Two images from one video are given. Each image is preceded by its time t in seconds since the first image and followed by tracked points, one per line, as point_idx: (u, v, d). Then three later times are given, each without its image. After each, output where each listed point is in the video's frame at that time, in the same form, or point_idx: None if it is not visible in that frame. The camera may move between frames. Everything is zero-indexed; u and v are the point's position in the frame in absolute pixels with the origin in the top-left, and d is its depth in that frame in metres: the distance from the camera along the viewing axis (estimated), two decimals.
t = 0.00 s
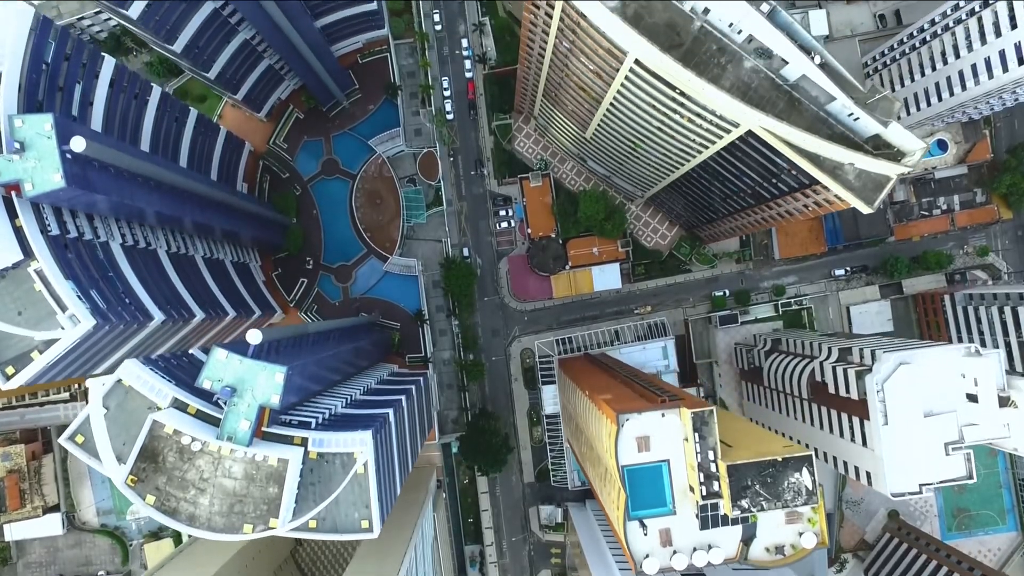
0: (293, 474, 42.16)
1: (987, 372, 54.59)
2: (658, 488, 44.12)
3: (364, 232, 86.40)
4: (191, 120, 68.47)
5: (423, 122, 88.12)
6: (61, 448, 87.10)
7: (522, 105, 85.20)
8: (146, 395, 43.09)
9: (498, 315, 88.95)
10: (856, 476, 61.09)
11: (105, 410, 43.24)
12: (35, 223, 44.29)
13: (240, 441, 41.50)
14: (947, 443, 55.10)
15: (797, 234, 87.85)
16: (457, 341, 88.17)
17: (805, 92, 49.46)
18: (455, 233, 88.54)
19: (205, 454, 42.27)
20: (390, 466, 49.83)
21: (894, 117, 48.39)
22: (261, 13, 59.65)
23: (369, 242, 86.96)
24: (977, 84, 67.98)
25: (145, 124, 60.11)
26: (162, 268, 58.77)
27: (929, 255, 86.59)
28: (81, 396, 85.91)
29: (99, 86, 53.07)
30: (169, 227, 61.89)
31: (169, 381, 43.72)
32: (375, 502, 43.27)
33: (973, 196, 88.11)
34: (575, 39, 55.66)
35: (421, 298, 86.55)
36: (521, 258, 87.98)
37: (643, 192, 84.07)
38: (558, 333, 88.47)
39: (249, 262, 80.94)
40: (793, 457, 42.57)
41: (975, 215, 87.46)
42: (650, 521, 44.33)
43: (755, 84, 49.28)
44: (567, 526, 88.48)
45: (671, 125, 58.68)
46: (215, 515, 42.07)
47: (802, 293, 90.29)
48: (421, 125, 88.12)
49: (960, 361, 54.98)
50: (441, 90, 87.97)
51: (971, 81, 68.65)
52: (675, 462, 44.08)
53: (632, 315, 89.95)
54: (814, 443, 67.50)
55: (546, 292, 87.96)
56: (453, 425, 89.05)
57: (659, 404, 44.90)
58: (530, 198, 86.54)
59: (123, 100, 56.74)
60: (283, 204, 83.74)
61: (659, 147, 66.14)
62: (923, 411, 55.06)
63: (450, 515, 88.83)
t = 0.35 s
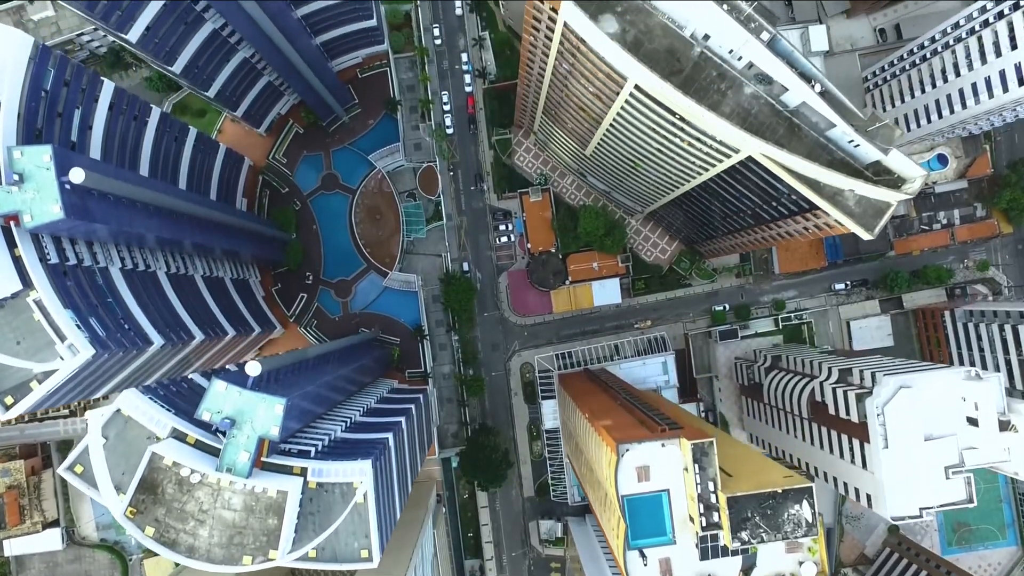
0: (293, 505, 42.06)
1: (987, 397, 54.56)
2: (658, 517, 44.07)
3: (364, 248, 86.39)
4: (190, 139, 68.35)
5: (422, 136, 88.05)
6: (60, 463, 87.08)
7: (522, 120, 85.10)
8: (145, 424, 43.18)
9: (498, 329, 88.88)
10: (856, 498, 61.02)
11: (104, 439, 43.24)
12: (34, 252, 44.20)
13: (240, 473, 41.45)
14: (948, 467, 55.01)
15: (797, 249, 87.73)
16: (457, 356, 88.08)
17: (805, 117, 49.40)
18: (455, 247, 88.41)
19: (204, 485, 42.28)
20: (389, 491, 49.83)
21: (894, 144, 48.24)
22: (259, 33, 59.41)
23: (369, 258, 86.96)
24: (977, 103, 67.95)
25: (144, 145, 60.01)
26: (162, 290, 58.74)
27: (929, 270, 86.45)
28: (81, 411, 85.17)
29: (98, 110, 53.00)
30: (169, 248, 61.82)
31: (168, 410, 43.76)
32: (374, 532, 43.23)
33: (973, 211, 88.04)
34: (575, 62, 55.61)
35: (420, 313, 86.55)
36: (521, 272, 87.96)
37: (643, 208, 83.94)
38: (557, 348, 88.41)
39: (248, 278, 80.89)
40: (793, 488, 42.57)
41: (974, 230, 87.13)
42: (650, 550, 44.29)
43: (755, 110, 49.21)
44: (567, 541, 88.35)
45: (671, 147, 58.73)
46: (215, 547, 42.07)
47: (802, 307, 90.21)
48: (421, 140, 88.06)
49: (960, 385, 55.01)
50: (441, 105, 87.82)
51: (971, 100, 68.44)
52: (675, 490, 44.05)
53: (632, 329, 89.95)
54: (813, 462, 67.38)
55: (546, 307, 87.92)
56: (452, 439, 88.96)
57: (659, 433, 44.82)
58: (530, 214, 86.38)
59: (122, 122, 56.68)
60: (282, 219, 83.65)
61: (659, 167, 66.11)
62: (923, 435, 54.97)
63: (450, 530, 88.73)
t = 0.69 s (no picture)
0: (292, 537, 41.97)
1: (987, 422, 54.48)
2: (657, 547, 44.02)
3: (363, 263, 86.42)
4: (189, 158, 68.27)
5: (422, 151, 87.75)
6: (59, 478, 86.71)
7: (521, 135, 84.89)
8: (144, 455, 43.71)
9: (498, 344, 88.84)
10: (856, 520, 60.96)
11: (102, 469, 43.91)
12: (32, 282, 44.13)
13: (239, 505, 41.50)
14: (947, 491, 54.92)
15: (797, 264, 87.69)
16: (457, 371, 87.93)
17: (805, 144, 49.35)
18: (454, 262, 88.23)
19: (203, 517, 42.36)
20: (389, 518, 49.91)
21: (894, 173, 48.19)
22: (257, 54, 59.17)
23: (368, 273, 87.03)
24: (977, 123, 67.90)
25: (143, 167, 59.91)
26: (161, 312, 58.65)
27: (930, 285, 86.35)
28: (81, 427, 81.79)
29: (97, 134, 52.94)
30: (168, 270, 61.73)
31: (166, 441, 44.43)
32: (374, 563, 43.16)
33: (973, 226, 87.99)
34: (575, 86, 55.57)
35: (419, 329, 86.59)
36: (520, 288, 87.99)
37: (642, 224, 83.93)
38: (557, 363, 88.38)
39: (248, 294, 80.79)
40: (792, 520, 42.53)
41: (974, 244, 86.53)
42: None
43: (755, 137, 49.16)
44: (567, 556, 88.22)
45: (670, 170, 58.73)
46: None
47: (802, 322, 90.11)
48: (421, 154, 87.75)
49: (960, 409, 54.98)
50: (441, 119, 87.57)
51: (971, 119, 68.48)
52: (675, 520, 43.99)
53: (632, 344, 89.87)
54: (813, 482, 67.35)
55: (545, 323, 87.99)
56: (452, 454, 88.81)
57: (658, 463, 44.76)
58: (530, 228, 86.09)
59: (121, 145, 56.63)
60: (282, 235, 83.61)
61: (658, 188, 66.15)
62: (923, 459, 54.93)
63: (449, 545, 88.60)
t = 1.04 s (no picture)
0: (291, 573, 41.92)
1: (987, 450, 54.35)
2: None
3: (362, 282, 86.50)
4: (187, 180, 68.16)
5: (421, 168, 86.96)
6: (58, 497, 85.89)
7: (521, 153, 84.66)
8: (142, 491, 43.59)
9: (497, 361, 88.78)
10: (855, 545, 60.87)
11: (100, 505, 43.64)
12: (31, 317, 44.10)
13: (238, 542, 41.35)
14: (947, 519, 54.83)
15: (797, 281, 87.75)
16: (456, 388, 87.81)
17: (804, 175, 49.27)
18: (454, 280, 88.09)
19: (201, 554, 42.43)
20: (387, 549, 49.98)
21: (894, 205, 48.12)
22: (255, 80, 59.10)
23: (367, 291, 87.06)
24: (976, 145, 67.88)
25: (141, 192, 59.85)
26: (160, 338, 58.52)
27: (929, 302, 86.29)
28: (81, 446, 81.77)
29: (95, 163, 52.86)
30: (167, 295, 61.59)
31: (165, 476, 44.34)
32: None
33: (972, 242, 87.96)
34: (574, 113, 55.54)
35: (418, 347, 86.69)
36: (519, 305, 87.93)
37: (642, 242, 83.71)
38: (556, 380, 88.41)
39: (247, 313, 80.68)
40: (791, 557, 42.49)
41: (973, 262, 86.98)
42: None
43: (754, 167, 49.04)
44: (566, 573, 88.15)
45: (670, 197, 58.65)
46: None
47: (802, 338, 90.10)
48: (420, 171, 86.95)
49: (960, 437, 54.90)
50: (440, 137, 87.36)
51: (970, 141, 68.64)
52: (674, 555, 43.87)
53: (632, 361, 89.82)
54: (813, 505, 67.30)
55: (545, 341, 87.98)
56: (451, 471, 88.72)
57: (657, 498, 44.65)
58: (530, 246, 86.45)
59: (119, 171, 56.50)
60: (280, 253, 83.71)
61: (656, 211, 66.25)
62: (922, 487, 54.85)
63: (449, 562, 88.53)
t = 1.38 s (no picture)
0: None
1: (987, 476, 54.12)
2: None
3: (361, 299, 86.61)
4: (186, 201, 68.09)
5: (420, 183, 86.76)
6: (57, 512, 83.18)
7: (520, 170, 84.38)
8: (140, 523, 43.92)
9: (496, 377, 88.69)
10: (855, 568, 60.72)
11: (97, 537, 44.07)
12: (29, 349, 44.04)
13: None
14: (947, 544, 54.68)
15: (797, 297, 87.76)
16: (455, 404, 87.59)
17: (804, 204, 49.27)
18: (453, 295, 87.84)
19: None
20: None
21: (893, 235, 48.02)
22: (254, 105, 59.00)
23: (366, 308, 87.09)
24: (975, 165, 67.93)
25: (140, 216, 59.72)
26: (160, 362, 58.43)
27: (929, 318, 86.16)
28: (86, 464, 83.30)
29: (93, 189, 52.77)
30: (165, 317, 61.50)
31: (163, 507, 44.70)
32: None
33: (972, 258, 87.75)
34: (573, 137, 55.42)
35: (417, 363, 86.81)
36: (518, 322, 87.87)
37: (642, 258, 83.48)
38: (555, 396, 88.29)
39: (246, 331, 80.57)
40: None
41: (973, 277, 86.97)
42: None
43: (753, 196, 48.91)
44: None
45: (670, 221, 58.52)
46: None
47: (802, 353, 89.99)
48: (419, 187, 86.70)
49: (960, 462, 54.76)
50: (440, 152, 87.18)
51: (969, 161, 68.74)
52: None
53: (631, 376, 89.69)
54: (812, 526, 67.20)
55: (544, 357, 87.97)
56: (450, 487, 88.59)
57: (657, 530, 44.27)
58: (530, 262, 86.67)
59: (118, 196, 56.43)
60: (280, 270, 83.80)
61: (655, 232, 66.15)
62: (922, 512, 54.77)
63: None
